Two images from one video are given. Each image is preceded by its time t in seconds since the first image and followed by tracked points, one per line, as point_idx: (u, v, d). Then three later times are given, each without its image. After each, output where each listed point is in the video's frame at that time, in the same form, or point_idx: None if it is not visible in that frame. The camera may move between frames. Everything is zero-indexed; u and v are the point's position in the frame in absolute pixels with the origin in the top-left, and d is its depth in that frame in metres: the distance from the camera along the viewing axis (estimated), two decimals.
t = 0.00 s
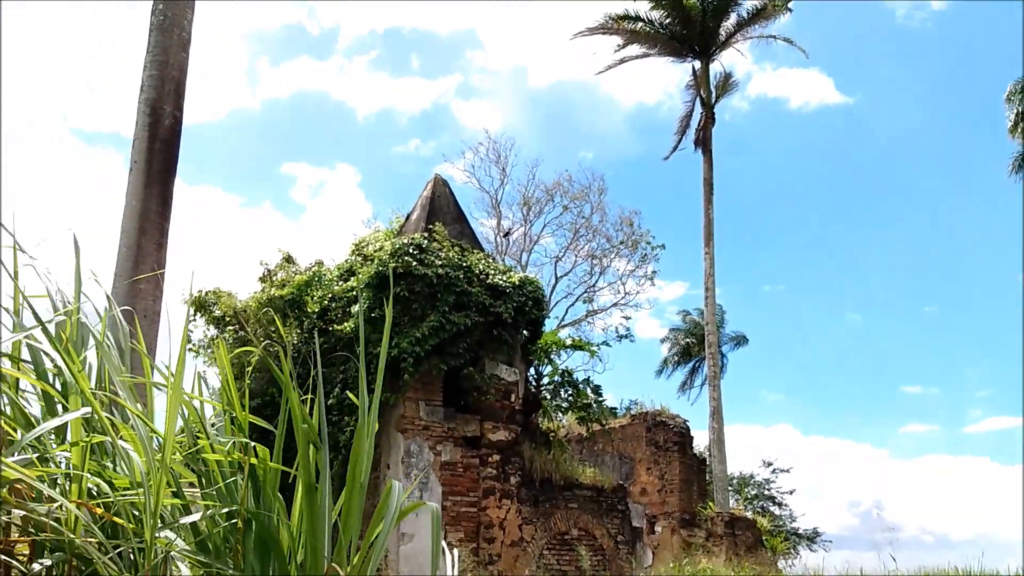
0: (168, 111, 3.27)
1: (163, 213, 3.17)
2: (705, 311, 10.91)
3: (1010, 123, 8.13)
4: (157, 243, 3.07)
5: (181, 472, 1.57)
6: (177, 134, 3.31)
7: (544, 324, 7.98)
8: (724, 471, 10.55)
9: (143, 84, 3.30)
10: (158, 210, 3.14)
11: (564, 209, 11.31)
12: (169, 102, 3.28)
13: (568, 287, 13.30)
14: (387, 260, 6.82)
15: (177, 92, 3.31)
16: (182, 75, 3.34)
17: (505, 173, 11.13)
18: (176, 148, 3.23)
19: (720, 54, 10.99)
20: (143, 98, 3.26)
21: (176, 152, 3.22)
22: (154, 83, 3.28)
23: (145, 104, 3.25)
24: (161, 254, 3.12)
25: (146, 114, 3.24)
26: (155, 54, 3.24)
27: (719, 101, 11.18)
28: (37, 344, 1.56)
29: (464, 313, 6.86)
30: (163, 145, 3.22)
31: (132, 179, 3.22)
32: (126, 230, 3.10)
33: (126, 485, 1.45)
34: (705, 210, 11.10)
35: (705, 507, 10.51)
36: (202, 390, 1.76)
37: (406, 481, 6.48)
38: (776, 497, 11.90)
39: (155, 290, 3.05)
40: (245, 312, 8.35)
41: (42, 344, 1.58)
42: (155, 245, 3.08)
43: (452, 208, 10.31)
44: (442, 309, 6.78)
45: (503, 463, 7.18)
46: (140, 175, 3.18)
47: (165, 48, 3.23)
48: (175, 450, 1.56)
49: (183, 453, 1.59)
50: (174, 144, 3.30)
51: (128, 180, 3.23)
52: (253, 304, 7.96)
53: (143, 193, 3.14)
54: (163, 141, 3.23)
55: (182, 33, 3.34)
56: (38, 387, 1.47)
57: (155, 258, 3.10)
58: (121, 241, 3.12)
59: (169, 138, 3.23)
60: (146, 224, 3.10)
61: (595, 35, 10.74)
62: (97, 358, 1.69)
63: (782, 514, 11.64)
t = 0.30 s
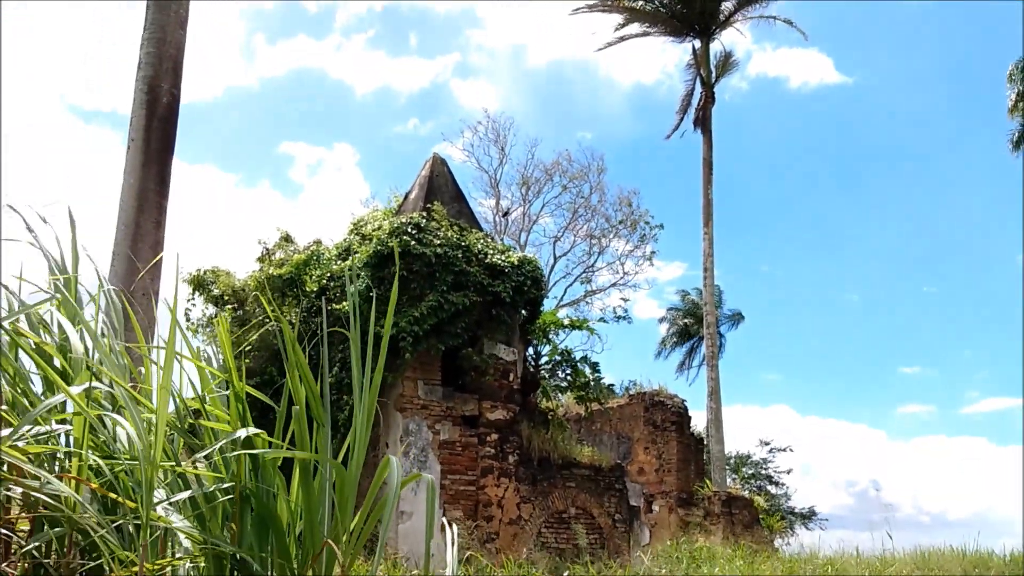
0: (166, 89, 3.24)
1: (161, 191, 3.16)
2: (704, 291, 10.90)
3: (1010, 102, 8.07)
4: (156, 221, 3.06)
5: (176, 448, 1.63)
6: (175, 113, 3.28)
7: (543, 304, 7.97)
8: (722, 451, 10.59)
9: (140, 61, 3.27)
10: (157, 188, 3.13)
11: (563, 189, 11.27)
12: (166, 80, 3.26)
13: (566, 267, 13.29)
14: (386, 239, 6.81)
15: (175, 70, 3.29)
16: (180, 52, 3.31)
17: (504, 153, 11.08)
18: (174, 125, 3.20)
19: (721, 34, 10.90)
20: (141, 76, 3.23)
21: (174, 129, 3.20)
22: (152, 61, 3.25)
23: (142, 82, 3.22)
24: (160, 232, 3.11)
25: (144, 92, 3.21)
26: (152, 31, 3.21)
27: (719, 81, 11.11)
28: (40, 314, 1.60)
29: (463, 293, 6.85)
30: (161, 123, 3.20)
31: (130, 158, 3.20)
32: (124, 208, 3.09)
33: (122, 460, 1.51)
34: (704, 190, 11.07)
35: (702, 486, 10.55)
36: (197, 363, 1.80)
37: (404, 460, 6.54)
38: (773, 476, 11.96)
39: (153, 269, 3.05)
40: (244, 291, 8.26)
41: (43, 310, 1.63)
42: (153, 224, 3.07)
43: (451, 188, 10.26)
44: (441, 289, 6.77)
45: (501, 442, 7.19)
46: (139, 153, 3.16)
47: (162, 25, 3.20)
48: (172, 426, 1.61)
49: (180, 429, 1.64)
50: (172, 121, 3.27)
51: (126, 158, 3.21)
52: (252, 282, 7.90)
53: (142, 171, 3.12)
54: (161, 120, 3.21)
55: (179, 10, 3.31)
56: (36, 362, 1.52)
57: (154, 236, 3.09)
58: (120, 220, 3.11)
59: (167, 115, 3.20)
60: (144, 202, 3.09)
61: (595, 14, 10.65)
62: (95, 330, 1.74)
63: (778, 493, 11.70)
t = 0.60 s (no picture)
0: (164, 74, 3.22)
1: (159, 176, 3.13)
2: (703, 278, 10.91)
3: (1011, 87, 8.04)
4: (154, 206, 3.05)
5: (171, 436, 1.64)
6: (173, 98, 3.27)
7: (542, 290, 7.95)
8: (720, 437, 10.61)
9: (138, 46, 3.24)
10: (155, 173, 3.11)
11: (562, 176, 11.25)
12: (164, 65, 3.23)
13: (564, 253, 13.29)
14: (384, 225, 6.79)
15: (173, 55, 3.26)
16: (177, 37, 3.28)
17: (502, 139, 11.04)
18: (172, 110, 3.18)
19: (721, 19, 10.85)
20: (139, 61, 3.21)
21: (171, 114, 3.18)
22: (150, 46, 3.23)
23: (140, 67, 3.20)
24: (158, 218, 3.09)
25: (142, 77, 3.19)
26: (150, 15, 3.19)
27: (718, 67, 11.07)
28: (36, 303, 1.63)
29: (461, 280, 6.83)
30: (159, 109, 3.18)
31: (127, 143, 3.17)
32: (122, 193, 3.07)
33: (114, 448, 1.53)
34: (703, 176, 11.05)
35: (700, 472, 10.57)
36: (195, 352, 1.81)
37: (402, 445, 6.57)
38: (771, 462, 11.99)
39: (151, 254, 3.03)
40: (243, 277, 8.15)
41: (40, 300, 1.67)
42: (151, 209, 3.06)
43: (449, 173, 10.21)
44: (439, 275, 6.76)
45: (500, 428, 7.18)
46: (137, 138, 3.14)
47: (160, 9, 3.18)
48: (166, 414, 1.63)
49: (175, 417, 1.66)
50: (170, 106, 3.25)
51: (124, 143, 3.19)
52: (251, 268, 7.84)
53: (140, 157, 3.09)
54: (159, 105, 3.19)
55: None
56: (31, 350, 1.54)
57: (153, 222, 3.07)
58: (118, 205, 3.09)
59: (165, 100, 3.18)
60: (142, 188, 3.08)
61: None
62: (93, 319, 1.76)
63: (776, 479, 11.73)
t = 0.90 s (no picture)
0: (156, 64, 3.24)
1: (151, 165, 3.17)
2: (694, 269, 10.98)
3: (999, 81, 8.13)
4: (146, 196, 3.08)
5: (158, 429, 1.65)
6: (165, 87, 3.29)
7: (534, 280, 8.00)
8: (710, 427, 10.72)
9: (130, 35, 3.27)
10: (147, 162, 3.14)
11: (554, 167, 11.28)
12: (157, 54, 3.26)
13: (557, 245, 13.35)
14: (377, 216, 6.82)
15: (165, 44, 3.29)
16: (170, 26, 3.31)
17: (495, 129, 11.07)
18: (164, 99, 3.21)
19: (712, 11, 10.89)
20: (131, 51, 3.23)
21: (164, 104, 3.21)
22: (142, 35, 3.25)
23: (133, 56, 3.23)
24: (150, 206, 3.12)
25: (133, 66, 3.22)
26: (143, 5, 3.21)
27: (710, 59, 11.12)
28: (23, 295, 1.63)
29: (453, 270, 6.87)
30: (152, 98, 3.21)
31: (120, 132, 3.20)
32: (114, 181, 3.11)
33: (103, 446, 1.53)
34: (694, 167, 11.12)
35: (690, 461, 10.67)
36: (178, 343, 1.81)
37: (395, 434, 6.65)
38: (760, 452, 12.12)
39: (143, 243, 3.07)
40: (235, 266, 8.14)
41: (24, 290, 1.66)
42: (144, 198, 3.09)
43: (441, 163, 10.23)
44: (432, 266, 6.80)
45: (492, 417, 7.24)
46: (128, 127, 3.17)
47: None
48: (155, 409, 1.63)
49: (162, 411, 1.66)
50: (162, 95, 3.28)
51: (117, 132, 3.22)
52: (243, 257, 7.84)
53: (132, 146, 3.12)
54: (152, 94, 3.22)
55: None
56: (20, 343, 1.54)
57: (144, 210, 3.11)
58: (110, 193, 3.12)
59: (157, 88, 3.21)
60: (134, 176, 3.11)
61: None
62: (80, 311, 1.76)
63: (765, 469, 11.87)
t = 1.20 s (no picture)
0: (155, 58, 3.23)
1: (150, 160, 3.16)
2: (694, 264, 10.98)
3: (1001, 76, 8.11)
4: (145, 191, 3.07)
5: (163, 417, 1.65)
6: (164, 82, 3.28)
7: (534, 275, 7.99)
8: (710, 422, 10.72)
9: (130, 29, 3.26)
10: (146, 157, 3.13)
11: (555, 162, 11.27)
12: (156, 48, 3.25)
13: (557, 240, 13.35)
14: (377, 210, 6.82)
15: (165, 38, 3.28)
16: (169, 20, 3.30)
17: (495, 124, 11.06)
18: (163, 94, 3.20)
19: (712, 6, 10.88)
20: (130, 45, 3.22)
21: (163, 98, 3.20)
22: (141, 29, 3.24)
23: (132, 50, 3.22)
24: (149, 201, 3.12)
25: (133, 61, 3.21)
26: None
27: (710, 54, 11.12)
28: (2, 283, 1.60)
29: (453, 265, 6.87)
30: (151, 92, 3.20)
31: (119, 126, 3.20)
32: (114, 176, 3.10)
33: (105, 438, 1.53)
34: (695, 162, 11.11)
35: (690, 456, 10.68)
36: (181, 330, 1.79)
37: (394, 428, 6.62)
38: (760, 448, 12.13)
39: (143, 238, 3.06)
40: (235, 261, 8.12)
41: (4, 279, 1.62)
42: (143, 193, 3.09)
43: (441, 158, 10.21)
44: (431, 260, 6.79)
45: (491, 412, 7.24)
46: (128, 122, 3.17)
47: None
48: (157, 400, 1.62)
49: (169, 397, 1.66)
50: (162, 89, 3.27)
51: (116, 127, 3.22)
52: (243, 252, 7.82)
53: (131, 141, 3.12)
54: (151, 88, 3.21)
55: None
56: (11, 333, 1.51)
57: (144, 205, 3.10)
58: (109, 188, 3.12)
59: (157, 83, 3.20)
60: (133, 171, 3.10)
61: None
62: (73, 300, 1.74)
63: (765, 464, 11.88)
